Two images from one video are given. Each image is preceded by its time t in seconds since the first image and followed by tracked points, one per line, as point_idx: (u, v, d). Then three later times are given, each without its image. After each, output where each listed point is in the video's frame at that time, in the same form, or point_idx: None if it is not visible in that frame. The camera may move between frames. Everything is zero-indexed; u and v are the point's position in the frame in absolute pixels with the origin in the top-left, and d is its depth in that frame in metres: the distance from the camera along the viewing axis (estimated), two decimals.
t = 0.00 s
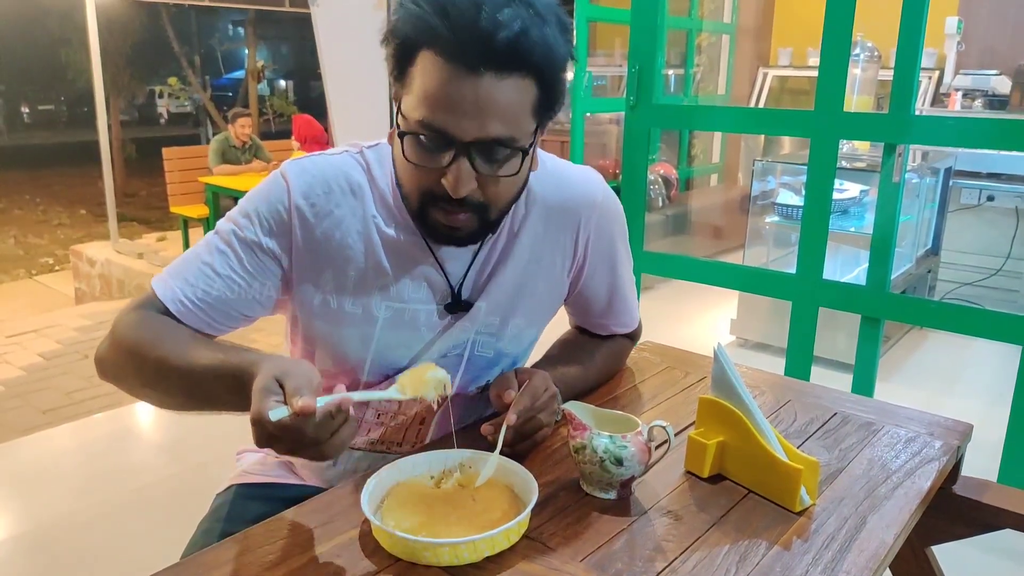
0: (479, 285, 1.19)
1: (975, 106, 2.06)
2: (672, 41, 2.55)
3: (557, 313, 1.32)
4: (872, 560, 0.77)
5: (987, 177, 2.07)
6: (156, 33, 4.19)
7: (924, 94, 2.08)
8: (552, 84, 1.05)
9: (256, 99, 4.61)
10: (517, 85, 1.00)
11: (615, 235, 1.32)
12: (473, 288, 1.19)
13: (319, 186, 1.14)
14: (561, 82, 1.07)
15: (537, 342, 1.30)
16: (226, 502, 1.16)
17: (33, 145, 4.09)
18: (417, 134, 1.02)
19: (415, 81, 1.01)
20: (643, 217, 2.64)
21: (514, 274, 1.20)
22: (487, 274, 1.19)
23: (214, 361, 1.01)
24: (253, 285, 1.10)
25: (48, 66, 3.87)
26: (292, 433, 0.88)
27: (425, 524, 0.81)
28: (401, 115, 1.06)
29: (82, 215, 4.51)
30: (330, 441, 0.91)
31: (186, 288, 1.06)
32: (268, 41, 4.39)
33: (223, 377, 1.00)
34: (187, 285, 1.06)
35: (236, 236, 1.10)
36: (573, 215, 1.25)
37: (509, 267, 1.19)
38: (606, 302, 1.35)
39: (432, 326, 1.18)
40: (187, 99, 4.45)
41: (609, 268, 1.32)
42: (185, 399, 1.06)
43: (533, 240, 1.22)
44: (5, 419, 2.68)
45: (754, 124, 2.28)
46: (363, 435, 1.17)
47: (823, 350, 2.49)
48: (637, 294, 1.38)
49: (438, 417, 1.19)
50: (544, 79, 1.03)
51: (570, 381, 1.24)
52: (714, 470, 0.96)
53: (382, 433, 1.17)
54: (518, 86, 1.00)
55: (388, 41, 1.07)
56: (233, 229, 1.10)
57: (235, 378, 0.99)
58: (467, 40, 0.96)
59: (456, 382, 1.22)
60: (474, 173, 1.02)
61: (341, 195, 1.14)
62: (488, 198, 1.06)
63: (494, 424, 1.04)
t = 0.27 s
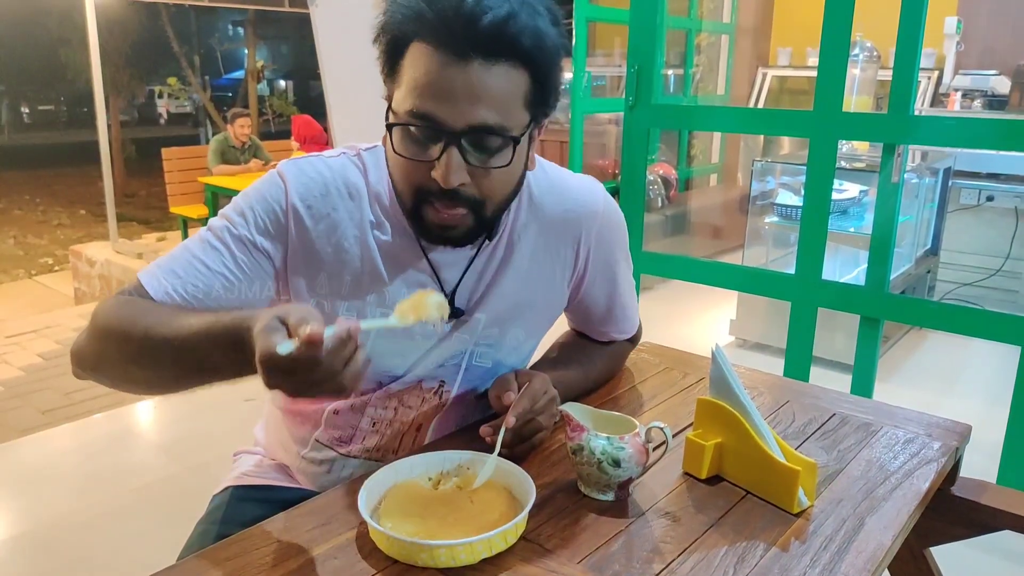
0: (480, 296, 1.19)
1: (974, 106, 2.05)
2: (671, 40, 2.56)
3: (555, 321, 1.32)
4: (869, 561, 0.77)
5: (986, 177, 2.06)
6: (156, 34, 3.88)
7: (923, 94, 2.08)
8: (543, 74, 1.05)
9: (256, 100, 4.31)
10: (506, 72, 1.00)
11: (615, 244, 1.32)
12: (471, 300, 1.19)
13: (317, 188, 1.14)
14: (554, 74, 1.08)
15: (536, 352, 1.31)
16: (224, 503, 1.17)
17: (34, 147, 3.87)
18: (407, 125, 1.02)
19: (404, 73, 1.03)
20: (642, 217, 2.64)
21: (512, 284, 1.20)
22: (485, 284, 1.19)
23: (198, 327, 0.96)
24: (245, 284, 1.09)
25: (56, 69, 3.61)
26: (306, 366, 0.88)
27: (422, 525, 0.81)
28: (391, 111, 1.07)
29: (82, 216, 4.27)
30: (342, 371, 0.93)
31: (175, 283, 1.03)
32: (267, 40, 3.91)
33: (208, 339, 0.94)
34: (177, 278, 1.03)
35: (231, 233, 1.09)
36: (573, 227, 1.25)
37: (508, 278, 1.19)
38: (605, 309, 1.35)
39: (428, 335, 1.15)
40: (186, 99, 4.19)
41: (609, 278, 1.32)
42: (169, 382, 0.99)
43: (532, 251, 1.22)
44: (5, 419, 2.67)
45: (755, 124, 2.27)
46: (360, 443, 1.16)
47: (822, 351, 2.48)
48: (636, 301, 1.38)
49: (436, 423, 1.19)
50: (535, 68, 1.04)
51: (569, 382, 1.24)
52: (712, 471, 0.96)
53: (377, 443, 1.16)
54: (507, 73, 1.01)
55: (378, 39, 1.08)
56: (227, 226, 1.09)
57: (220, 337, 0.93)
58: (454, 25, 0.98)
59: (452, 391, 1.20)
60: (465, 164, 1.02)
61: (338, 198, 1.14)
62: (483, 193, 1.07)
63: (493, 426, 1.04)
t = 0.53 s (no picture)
0: (478, 306, 1.18)
1: (974, 106, 2.06)
2: (671, 41, 2.56)
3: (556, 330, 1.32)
4: (869, 561, 0.78)
5: (986, 177, 2.06)
6: (156, 34, 3.74)
7: (923, 94, 2.07)
8: (528, 57, 1.09)
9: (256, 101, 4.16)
10: (493, 54, 1.04)
11: (615, 255, 1.32)
12: (467, 309, 1.18)
13: (318, 188, 1.16)
14: (541, 58, 1.11)
15: (535, 360, 1.31)
16: (223, 504, 1.17)
17: (31, 149, 3.76)
18: (394, 111, 1.04)
19: (393, 61, 1.06)
20: (643, 216, 2.64)
21: (511, 292, 1.20)
22: (484, 293, 1.18)
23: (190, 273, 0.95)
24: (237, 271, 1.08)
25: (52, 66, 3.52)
26: (328, 279, 0.87)
27: (422, 526, 0.81)
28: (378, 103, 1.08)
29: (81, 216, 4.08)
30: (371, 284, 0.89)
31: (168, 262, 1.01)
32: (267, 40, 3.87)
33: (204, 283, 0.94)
34: (166, 256, 1.01)
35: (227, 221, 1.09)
36: (573, 236, 1.25)
37: (508, 286, 1.19)
38: (604, 319, 1.35)
39: (423, 340, 1.15)
40: (186, 99, 4.04)
41: (608, 288, 1.32)
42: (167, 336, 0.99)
43: (532, 261, 1.22)
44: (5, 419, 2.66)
45: (755, 124, 2.27)
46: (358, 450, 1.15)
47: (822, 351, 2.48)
48: (635, 309, 1.39)
49: (436, 431, 1.19)
50: (520, 52, 1.07)
51: (568, 382, 1.24)
52: (711, 471, 0.96)
53: (376, 451, 1.15)
54: (493, 56, 1.04)
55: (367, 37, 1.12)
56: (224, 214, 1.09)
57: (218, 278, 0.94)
58: (439, 7, 1.01)
59: (455, 401, 1.20)
60: (452, 146, 1.04)
61: (337, 198, 1.16)
62: (470, 176, 1.07)
63: (494, 426, 1.04)
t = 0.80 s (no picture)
0: (480, 306, 1.18)
1: (973, 106, 2.07)
2: (671, 41, 2.56)
3: (556, 332, 1.32)
4: (869, 561, 0.78)
5: (986, 177, 2.06)
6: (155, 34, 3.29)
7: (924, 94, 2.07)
8: (519, 40, 1.12)
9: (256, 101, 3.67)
10: (482, 32, 1.07)
11: (615, 256, 1.32)
12: (466, 306, 1.17)
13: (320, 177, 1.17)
14: (532, 42, 1.15)
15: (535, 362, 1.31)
16: (224, 505, 1.18)
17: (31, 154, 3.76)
18: (383, 86, 1.06)
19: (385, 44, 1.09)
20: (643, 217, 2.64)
21: (511, 291, 1.20)
22: (484, 291, 1.18)
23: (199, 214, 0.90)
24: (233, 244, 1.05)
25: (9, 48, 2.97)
26: (363, 206, 0.90)
27: (424, 525, 0.82)
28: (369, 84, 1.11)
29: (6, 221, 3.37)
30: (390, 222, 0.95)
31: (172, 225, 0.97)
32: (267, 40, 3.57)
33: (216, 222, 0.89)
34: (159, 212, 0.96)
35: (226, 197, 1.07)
36: (573, 237, 1.26)
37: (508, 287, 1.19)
38: (604, 320, 1.35)
39: (418, 336, 1.15)
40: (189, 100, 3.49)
41: (608, 289, 1.33)
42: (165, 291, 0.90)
43: (531, 263, 1.22)
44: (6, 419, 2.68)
45: (755, 125, 2.28)
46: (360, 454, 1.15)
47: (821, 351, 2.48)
48: (635, 310, 1.39)
49: (436, 431, 1.19)
50: (509, 33, 1.11)
51: (569, 382, 1.24)
52: (711, 471, 0.96)
53: (376, 451, 1.15)
54: (483, 34, 1.08)
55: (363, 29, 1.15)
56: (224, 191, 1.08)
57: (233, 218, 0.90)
58: None
59: (456, 404, 1.20)
60: (440, 116, 1.06)
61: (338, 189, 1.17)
62: (462, 148, 1.09)
63: (494, 425, 1.05)
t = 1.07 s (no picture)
0: (482, 296, 1.18)
1: (974, 106, 2.07)
2: (672, 41, 2.55)
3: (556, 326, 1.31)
4: (869, 560, 0.78)
5: (987, 177, 2.06)
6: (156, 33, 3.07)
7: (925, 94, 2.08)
8: (512, 31, 1.14)
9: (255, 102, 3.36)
10: (474, 22, 1.09)
11: (615, 251, 1.33)
12: (467, 295, 1.17)
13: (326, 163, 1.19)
14: (525, 31, 1.16)
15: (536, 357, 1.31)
16: (228, 504, 1.18)
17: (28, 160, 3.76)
18: (378, 77, 1.08)
19: (382, 39, 1.12)
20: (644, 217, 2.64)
21: (511, 282, 1.20)
22: (484, 280, 1.18)
23: (200, 169, 0.94)
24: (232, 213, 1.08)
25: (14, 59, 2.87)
26: (367, 156, 0.88)
27: (427, 524, 0.82)
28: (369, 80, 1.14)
29: None
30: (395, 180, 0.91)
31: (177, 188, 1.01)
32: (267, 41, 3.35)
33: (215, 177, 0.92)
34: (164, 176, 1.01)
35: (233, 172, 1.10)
36: (574, 229, 1.26)
37: (507, 276, 1.19)
38: (604, 315, 1.36)
39: (419, 324, 1.15)
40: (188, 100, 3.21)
41: (608, 284, 1.33)
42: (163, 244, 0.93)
43: (530, 253, 1.22)
44: (7, 420, 2.68)
45: (756, 125, 2.28)
46: (363, 448, 1.17)
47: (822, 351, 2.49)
48: (636, 307, 1.39)
49: (437, 425, 1.20)
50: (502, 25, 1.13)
51: (570, 382, 1.25)
52: (713, 471, 0.96)
53: (377, 443, 1.16)
54: (474, 25, 1.10)
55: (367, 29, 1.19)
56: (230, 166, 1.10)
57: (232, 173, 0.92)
58: None
59: (456, 396, 1.21)
60: (432, 104, 1.06)
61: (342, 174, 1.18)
62: (456, 135, 1.09)
63: (496, 424, 1.05)
